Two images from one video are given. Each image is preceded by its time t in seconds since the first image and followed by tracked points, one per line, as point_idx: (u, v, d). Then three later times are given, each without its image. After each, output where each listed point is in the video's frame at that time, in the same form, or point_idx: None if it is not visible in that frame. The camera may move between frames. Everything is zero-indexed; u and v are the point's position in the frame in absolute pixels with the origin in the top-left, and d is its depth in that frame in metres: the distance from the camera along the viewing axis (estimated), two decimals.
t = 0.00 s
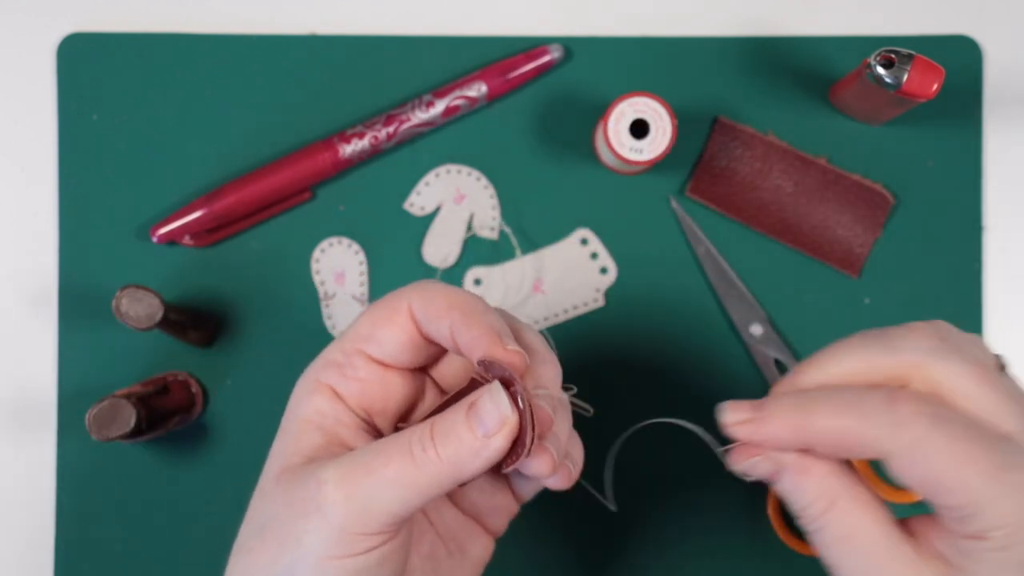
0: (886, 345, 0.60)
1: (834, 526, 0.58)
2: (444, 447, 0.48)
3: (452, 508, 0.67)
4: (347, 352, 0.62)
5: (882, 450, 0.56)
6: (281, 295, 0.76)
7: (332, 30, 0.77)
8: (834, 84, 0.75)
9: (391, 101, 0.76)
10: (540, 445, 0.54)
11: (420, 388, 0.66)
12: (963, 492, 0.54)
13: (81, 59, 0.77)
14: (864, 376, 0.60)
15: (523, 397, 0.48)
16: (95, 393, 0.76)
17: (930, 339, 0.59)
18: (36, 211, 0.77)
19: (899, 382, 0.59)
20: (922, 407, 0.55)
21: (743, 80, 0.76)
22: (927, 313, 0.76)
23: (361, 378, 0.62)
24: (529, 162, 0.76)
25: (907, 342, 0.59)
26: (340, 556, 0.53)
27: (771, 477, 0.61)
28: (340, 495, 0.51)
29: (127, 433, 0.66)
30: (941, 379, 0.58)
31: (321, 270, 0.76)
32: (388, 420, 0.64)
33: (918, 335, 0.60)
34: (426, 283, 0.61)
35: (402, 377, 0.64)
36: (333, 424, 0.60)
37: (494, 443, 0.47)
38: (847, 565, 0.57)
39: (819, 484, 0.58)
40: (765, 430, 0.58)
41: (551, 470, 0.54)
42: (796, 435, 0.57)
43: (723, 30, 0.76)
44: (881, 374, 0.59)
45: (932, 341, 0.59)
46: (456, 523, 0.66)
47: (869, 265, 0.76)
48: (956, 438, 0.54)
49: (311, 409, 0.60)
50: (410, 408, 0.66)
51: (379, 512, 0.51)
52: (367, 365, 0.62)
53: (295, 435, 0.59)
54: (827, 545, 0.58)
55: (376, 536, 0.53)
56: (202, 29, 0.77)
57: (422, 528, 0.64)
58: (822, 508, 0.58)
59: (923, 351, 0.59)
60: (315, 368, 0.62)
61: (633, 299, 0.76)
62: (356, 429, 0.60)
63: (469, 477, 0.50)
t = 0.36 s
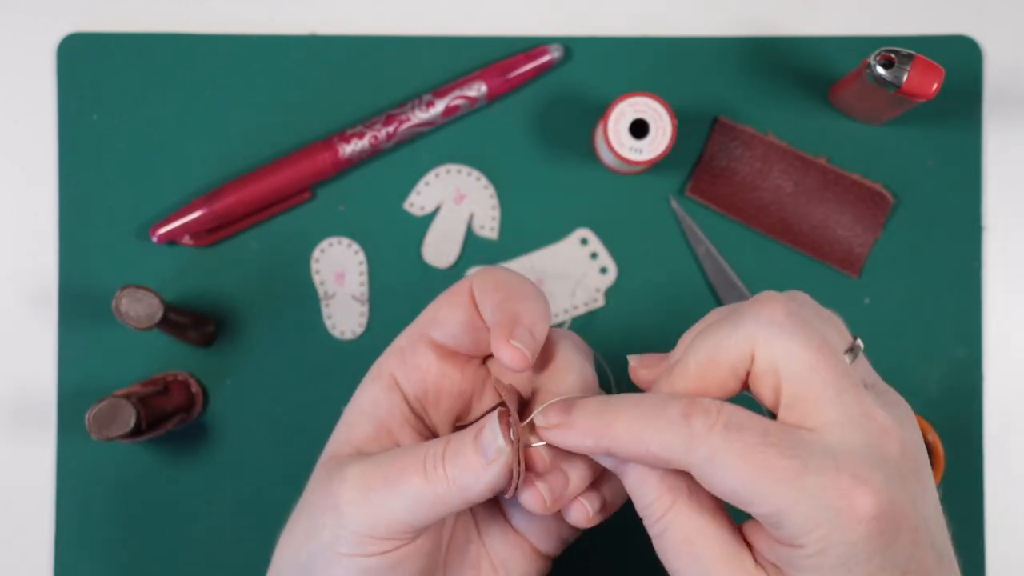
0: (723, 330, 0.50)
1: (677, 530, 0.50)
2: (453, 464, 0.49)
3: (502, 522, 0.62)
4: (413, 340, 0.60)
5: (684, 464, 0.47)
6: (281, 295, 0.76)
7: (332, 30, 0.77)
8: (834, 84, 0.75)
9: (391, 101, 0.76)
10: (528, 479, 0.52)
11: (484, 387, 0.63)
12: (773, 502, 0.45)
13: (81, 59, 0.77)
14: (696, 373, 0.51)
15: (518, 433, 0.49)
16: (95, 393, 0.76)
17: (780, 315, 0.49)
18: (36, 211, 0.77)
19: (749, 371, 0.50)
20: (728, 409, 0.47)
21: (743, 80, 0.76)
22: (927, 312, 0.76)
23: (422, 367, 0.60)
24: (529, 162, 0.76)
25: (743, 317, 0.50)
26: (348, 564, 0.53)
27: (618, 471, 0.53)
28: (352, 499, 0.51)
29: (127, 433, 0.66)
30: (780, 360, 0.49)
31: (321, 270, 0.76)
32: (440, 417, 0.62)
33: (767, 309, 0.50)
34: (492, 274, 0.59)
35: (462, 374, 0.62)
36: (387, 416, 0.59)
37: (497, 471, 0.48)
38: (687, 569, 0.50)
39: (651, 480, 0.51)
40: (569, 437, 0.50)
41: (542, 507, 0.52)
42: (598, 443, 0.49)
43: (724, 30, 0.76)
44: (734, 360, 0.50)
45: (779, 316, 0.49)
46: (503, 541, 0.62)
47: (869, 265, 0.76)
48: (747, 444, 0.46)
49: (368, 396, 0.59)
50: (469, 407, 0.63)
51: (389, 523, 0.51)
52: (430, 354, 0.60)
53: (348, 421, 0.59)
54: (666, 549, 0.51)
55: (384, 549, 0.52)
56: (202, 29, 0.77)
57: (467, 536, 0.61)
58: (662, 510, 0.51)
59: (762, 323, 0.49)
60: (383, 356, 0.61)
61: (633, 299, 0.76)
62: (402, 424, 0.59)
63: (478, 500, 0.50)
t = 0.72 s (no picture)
0: (710, 382, 0.45)
1: None
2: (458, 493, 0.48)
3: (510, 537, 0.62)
4: (428, 354, 0.60)
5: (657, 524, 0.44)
6: (281, 295, 0.76)
7: (332, 29, 0.77)
8: (834, 84, 0.75)
9: (391, 101, 0.76)
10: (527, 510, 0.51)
11: (499, 405, 0.61)
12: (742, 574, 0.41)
13: (81, 59, 0.77)
14: (680, 429, 0.46)
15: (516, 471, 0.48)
16: (95, 393, 0.76)
17: (771, 373, 0.44)
18: (36, 211, 0.77)
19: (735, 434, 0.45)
20: (706, 471, 0.43)
21: (743, 80, 0.76)
22: (927, 313, 0.76)
23: (435, 383, 0.59)
24: (529, 162, 0.76)
25: (730, 375, 0.44)
26: None
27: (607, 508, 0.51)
28: (358, 517, 0.52)
29: (127, 433, 0.66)
30: (764, 428, 0.43)
31: (321, 270, 0.76)
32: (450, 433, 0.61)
33: (756, 368, 0.44)
34: (504, 292, 0.57)
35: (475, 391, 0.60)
36: (398, 429, 0.59)
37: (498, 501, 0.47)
38: None
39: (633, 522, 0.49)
40: (558, 471, 0.47)
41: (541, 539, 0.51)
42: (580, 484, 0.46)
43: (724, 29, 0.76)
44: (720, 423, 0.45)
45: (769, 375, 0.43)
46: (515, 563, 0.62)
47: (869, 265, 0.76)
48: (717, 512, 0.42)
49: (382, 408, 0.60)
50: (483, 424, 0.62)
51: (393, 543, 0.51)
52: (444, 369, 0.59)
53: (361, 435, 0.60)
54: None
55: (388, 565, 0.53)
56: (202, 29, 0.77)
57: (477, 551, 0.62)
58: (643, 555, 0.49)
59: (748, 384, 0.43)
60: (399, 369, 0.61)
61: (633, 299, 0.76)
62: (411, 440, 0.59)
63: (480, 524, 0.49)
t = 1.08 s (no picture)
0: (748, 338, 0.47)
1: (719, 525, 0.50)
2: (475, 476, 0.47)
3: (488, 540, 0.63)
4: (391, 367, 0.63)
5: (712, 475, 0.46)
6: (281, 295, 0.76)
7: (332, 30, 0.77)
8: (834, 84, 0.75)
9: (391, 102, 0.76)
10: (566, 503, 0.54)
11: (463, 408, 0.65)
12: (801, 514, 0.44)
13: (82, 59, 0.77)
14: (725, 383, 0.48)
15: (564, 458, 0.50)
16: (95, 393, 0.76)
17: (812, 321, 0.46)
18: (36, 211, 0.77)
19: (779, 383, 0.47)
20: (751, 420, 0.45)
21: (743, 80, 0.76)
22: (926, 313, 0.76)
23: (404, 392, 0.62)
24: (529, 162, 0.76)
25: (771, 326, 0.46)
26: None
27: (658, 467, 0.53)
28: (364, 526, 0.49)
29: (127, 433, 0.66)
30: (811, 374, 0.45)
31: (321, 270, 0.76)
32: (424, 440, 0.62)
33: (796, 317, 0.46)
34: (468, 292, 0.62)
35: (442, 397, 0.64)
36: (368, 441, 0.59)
37: (533, 484, 0.47)
38: (728, 563, 0.50)
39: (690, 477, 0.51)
40: (602, 454, 0.49)
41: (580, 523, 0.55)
42: (628, 454, 0.48)
43: (724, 30, 0.76)
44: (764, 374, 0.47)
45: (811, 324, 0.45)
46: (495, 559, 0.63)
47: (869, 265, 0.76)
48: (772, 457, 0.43)
49: (346, 425, 0.59)
50: (450, 432, 0.64)
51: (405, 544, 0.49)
52: (412, 379, 0.63)
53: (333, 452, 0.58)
54: (709, 541, 0.51)
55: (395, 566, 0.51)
56: (202, 29, 0.77)
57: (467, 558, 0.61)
58: (705, 502, 0.51)
59: (792, 334, 0.45)
60: (359, 386, 0.62)
61: (633, 299, 0.76)
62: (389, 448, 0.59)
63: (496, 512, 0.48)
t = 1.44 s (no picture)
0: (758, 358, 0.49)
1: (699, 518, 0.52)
2: (488, 475, 0.47)
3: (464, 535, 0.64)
4: (326, 374, 0.59)
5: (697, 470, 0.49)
6: (282, 295, 0.76)
7: (332, 29, 0.77)
8: (834, 83, 0.75)
9: (391, 102, 0.76)
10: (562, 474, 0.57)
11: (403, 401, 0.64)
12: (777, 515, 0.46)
13: (81, 59, 0.77)
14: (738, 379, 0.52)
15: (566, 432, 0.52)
16: (95, 392, 0.76)
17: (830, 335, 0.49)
18: (36, 211, 0.77)
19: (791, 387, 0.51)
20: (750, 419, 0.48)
21: (743, 80, 0.76)
22: (926, 313, 0.76)
23: (351, 397, 0.59)
24: (529, 162, 0.76)
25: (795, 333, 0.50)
26: None
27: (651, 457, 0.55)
28: (378, 538, 0.47)
29: (127, 433, 0.66)
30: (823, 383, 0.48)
31: (321, 270, 0.76)
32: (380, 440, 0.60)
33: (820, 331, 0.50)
34: (391, 284, 0.60)
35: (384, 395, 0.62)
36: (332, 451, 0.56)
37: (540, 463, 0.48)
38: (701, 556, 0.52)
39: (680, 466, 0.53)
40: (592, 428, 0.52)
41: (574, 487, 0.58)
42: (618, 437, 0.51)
43: (723, 29, 0.76)
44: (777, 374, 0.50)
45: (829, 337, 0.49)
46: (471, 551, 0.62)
47: (869, 265, 0.76)
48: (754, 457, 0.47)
49: (303, 444, 0.56)
50: (399, 430, 0.62)
51: (418, 548, 0.47)
52: (355, 382, 0.60)
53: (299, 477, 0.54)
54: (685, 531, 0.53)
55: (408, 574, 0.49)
56: (201, 29, 0.77)
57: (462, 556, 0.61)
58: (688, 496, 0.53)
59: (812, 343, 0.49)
60: (300, 402, 0.58)
61: (633, 299, 0.76)
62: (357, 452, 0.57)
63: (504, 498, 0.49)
